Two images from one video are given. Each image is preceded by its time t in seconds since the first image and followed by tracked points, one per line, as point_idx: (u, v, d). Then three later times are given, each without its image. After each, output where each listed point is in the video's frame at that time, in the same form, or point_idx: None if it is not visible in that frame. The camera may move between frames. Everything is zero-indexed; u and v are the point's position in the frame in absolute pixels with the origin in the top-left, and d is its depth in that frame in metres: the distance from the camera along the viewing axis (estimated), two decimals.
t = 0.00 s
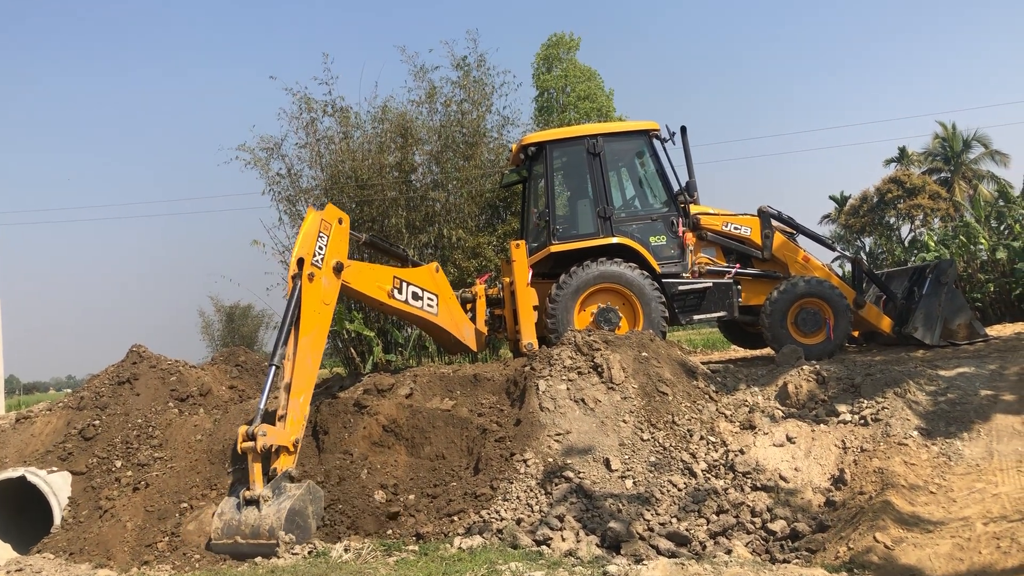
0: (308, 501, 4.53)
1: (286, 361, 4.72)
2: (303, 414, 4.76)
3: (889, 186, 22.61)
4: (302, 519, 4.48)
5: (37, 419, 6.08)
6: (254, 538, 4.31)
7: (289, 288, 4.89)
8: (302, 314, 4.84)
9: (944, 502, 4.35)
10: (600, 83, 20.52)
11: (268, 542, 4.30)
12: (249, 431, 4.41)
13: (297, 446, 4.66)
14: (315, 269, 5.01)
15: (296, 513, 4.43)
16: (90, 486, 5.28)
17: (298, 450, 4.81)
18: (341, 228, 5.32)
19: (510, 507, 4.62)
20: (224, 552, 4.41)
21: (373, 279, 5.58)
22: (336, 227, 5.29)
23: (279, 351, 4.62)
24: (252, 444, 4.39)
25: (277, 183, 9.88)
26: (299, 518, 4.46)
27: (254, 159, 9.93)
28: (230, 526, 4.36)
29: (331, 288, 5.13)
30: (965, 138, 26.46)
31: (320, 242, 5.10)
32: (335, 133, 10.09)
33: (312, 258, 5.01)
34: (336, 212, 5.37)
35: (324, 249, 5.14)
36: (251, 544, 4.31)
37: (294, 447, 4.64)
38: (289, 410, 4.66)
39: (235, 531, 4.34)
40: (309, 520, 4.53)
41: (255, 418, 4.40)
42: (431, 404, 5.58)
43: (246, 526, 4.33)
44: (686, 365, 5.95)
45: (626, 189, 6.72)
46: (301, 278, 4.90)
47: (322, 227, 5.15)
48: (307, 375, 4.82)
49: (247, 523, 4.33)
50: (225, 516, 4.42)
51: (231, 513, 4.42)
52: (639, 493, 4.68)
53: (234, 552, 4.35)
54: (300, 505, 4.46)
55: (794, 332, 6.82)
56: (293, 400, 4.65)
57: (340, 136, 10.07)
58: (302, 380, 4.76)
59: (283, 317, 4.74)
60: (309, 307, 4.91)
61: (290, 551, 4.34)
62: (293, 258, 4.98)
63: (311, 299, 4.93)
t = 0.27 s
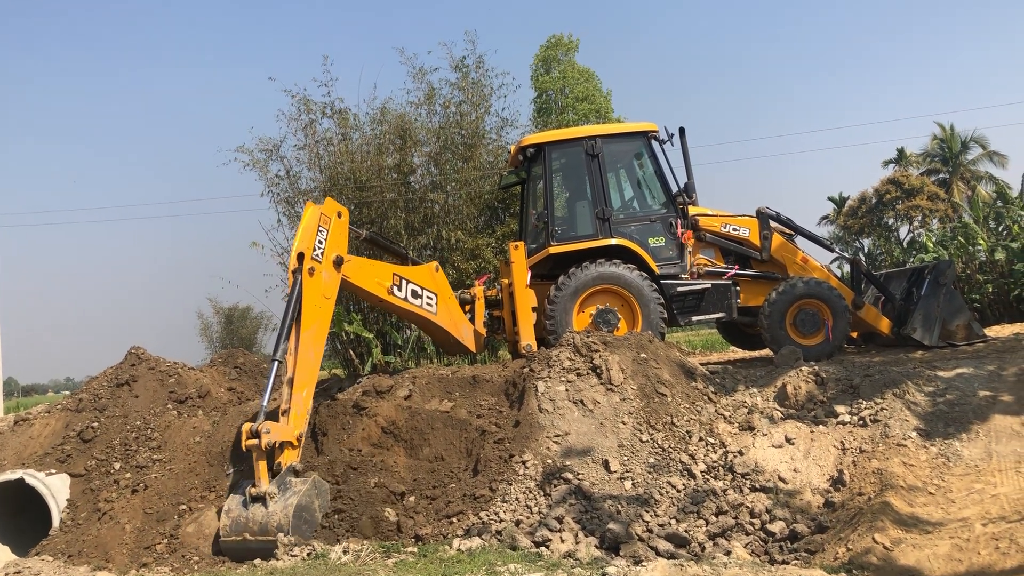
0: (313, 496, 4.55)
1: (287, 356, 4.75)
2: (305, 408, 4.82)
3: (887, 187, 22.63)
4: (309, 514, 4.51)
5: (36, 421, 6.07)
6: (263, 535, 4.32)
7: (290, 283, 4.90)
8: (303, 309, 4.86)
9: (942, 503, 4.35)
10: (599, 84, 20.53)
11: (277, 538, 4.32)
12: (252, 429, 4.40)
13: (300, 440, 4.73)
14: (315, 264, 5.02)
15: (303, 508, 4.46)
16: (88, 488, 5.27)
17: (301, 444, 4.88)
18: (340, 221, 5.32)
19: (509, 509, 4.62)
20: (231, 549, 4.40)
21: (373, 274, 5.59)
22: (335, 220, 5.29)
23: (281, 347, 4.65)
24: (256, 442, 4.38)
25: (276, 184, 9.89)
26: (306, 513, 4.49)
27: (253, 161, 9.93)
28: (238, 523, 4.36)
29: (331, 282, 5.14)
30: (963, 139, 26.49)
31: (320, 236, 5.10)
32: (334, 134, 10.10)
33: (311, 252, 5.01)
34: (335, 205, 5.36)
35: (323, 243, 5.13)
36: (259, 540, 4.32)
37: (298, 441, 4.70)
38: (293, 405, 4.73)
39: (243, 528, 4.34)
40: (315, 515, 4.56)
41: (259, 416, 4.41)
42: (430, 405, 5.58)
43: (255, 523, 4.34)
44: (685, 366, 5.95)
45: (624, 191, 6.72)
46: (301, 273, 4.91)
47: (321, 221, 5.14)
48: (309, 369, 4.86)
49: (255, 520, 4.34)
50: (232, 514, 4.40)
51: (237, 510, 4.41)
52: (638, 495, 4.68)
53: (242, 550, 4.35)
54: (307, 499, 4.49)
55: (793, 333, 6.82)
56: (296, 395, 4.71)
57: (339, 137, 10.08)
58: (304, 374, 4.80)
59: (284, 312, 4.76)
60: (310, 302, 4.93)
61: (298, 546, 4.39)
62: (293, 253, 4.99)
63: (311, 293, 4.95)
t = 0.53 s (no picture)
0: (321, 489, 4.60)
1: (290, 351, 4.77)
2: (309, 402, 4.83)
3: (885, 187, 22.64)
4: (318, 508, 4.57)
5: (34, 422, 6.06)
6: (272, 529, 4.40)
7: (290, 276, 4.90)
8: (304, 303, 4.87)
9: (941, 502, 4.35)
10: (597, 84, 20.52)
11: (286, 532, 4.39)
12: (258, 425, 4.44)
13: (305, 433, 4.75)
14: (315, 257, 5.02)
15: (311, 502, 4.52)
16: (86, 489, 5.26)
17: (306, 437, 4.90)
18: (339, 214, 5.32)
19: (507, 510, 4.61)
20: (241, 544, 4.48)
21: (373, 269, 5.58)
22: (333, 213, 5.28)
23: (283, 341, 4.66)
24: (261, 437, 4.43)
25: (275, 185, 9.88)
26: (315, 506, 4.55)
27: (251, 162, 9.92)
28: (247, 518, 4.42)
29: (332, 275, 5.14)
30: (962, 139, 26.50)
31: (319, 229, 5.10)
32: (332, 134, 10.09)
33: (311, 245, 5.01)
34: (333, 198, 5.36)
35: (322, 237, 5.12)
36: (268, 535, 4.39)
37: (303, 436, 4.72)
38: (297, 399, 4.75)
39: (252, 523, 4.41)
40: (324, 507, 4.61)
41: (264, 411, 4.44)
42: (429, 406, 5.58)
43: (263, 518, 4.41)
44: (684, 367, 5.95)
45: (623, 191, 6.72)
46: (301, 267, 4.91)
47: (320, 214, 5.14)
48: (312, 363, 4.87)
49: (263, 515, 4.41)
50: (241, 508, 4.48)
51: (246, 505, 4.49)
52: (637, 495, 4.68)
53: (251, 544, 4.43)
54: (315, 493, 4.55)
55: (791, 334, 6.82)
56: (300, 388, 4.72)
57: (337, 138, 10.07)
58: (308, 368, 4.81)
59: (285, 306, 4.76)
60: (310, 295, 4.93)
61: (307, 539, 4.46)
62: (292, 247, 4.99)
63: (312, 286, 4.95)
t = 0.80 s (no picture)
0: (324, 477, 4.68)
1: (291, 340, 4.77)
2: (312, 390, 4.83)
3: (884, 186, 22.65)
4: (321, 496, 4.65)
5: (32, 422, 6.05)
6: (276, 516, 4.47)
7: (289, 267, 4.91)
8: (304, 292, 4.88)
9: (940, 501, 4.35)
10: (596, 83, 20.51)
11: (290, 519, 4.46)
12: (261, 414, 4.44)
13: (308, 421, 4.80)
14: (314, 247, 5.03)
15: (314, 490, 4.58)
16: (85, 489, 5.25)
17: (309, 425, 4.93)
18: (336, 203, 5.32)
19: (507, 509, 4.61)
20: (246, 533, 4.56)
21: (372, 262, 5.59)
22: (331, 202, 5.29)
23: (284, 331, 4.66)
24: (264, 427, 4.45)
25: (273, 184, 9.88)
26: (319, 494, 4.62)
27: (250, 161, 9.91)
28: (251, 506, 4.50)
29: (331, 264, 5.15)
30: (961, 138, 26.51)
31: (317, 218, 5.11)
32: (331, 134, 10.09)
33: (310, 235, 5.02)
34: (330, 187, 5.36)
35: (320, 226, 5.13)
36: (273, 523, 4.46)
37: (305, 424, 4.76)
38: (299, 388, 4.74)
39: (257, 511, 4.49)
40: (327, 495, 4.68)
41: (267, 401, 4.44)
42: (428, 405, 5.58)
43: (268, 506, 4.48)
44: (682, 366, 5.96)
45: (622, 190, 6.72)
46: (300, 257, 4.92)
47: (318, 204, 5.15)
48: (314, 352, 4.87)
49: (268, 503, 4.48)
50: (245, 497, 4.55)
51: (250, 494, 4.56)
52: (636, 494, 4.68)
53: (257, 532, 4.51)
54: (318, 480, 4.62)
55: (790, 333, 6.82)
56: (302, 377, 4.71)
57: (336, 137, 10.07)
58: (309, 357, 4.81)
59: (285, 296, 4.77)
60: (310, 285, 4.95)
61: (311, 526, 4.53)
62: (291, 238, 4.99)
63: (311, 276, 4.97)
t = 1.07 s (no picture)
0: (325, 463, 4.66)
1: (291, 328, 4.76)
2: (312, 377, 4.84)
3: (883, 186, 22.67)
4: (323, 483, 4.63)
5: (31, 421, 6.05)
6: (279, 503, 4.45)
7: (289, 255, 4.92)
8: (304, 280, 4.88)
9: (939, 501, 4.36)
10: (596, 83, 20.52)
11: (293, 506, 4.44)
12: (262, 402, 4.40)
13: (309, 409, 4.77)
14: (312, 235, 5.04)
15: (316, 476, 4.57)
16: (84, 488, 5.25)
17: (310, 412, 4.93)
18: (334, 192, 5.33)
19: (506, 508, 4.61)
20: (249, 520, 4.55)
21: (371, 253, 5.60)
22: (329, 190, 5.30)
23: (285, 319, 4.66)
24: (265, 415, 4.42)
25: (273, 184, 9.88)
26: (321, 481, 4.61)
27: (250, 160, 9.91)
28: (254, 493, 4.48)
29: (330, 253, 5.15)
30: (960, 138, 26.53)
31: (316, 207, 5.11)
32: (331, 133, 10.09)
33: (309, 224, 5.03)
34: (328, 176, 5.37)
35: (319, 214, 5.14)
36: (275, 509, 4.45)
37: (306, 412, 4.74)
38: (300, 375, 4.73)
39: (260, 497, 4.47)
40: (329, 481, 4.67)
41: (268, 389, 4.41)
42: (427, 404, 5.59)
43: (270, 492, 4.46)
44: (681, 365, 5.97)
45: (621, 190, 6.72)
46: (300, 245, 4.93)
47: (316, 192, 5.16)
48: (314, 339, 4.87)
49: (270, 490, 4.47)
50: (248, 484, 4.53)
51: (253, 481, 4.54)
52: (635, 494, 4.68)
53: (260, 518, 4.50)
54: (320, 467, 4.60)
55: (789, 332, 6.83)
56: (302, 364, 4.70)
57: (335, 136, 10.07)
58: (310, 344, 4.81)
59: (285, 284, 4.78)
60: (310, 273, 4.96)
61: (314, 513, 4.51)
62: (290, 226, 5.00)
63: (311, 264, 4.97)
